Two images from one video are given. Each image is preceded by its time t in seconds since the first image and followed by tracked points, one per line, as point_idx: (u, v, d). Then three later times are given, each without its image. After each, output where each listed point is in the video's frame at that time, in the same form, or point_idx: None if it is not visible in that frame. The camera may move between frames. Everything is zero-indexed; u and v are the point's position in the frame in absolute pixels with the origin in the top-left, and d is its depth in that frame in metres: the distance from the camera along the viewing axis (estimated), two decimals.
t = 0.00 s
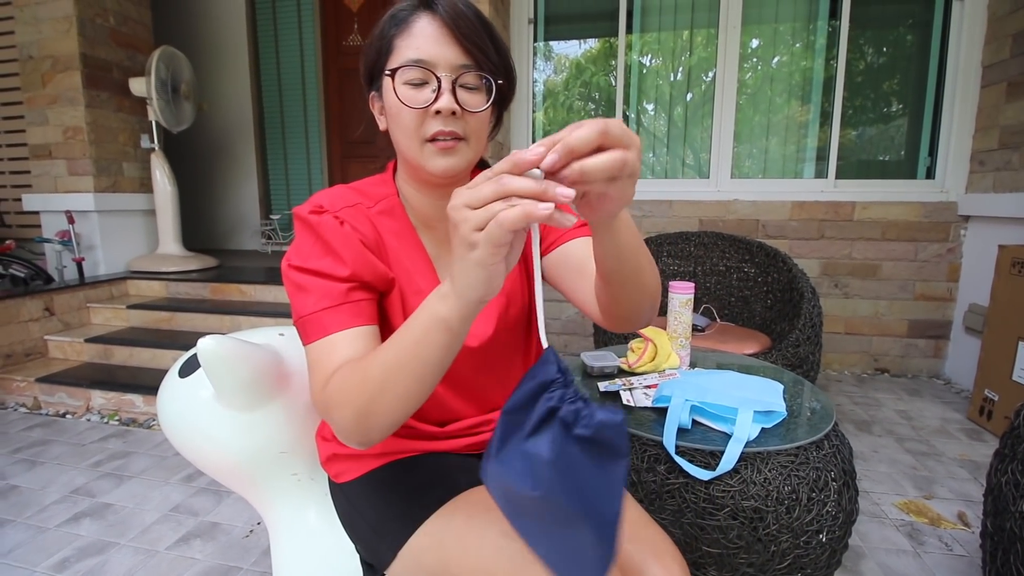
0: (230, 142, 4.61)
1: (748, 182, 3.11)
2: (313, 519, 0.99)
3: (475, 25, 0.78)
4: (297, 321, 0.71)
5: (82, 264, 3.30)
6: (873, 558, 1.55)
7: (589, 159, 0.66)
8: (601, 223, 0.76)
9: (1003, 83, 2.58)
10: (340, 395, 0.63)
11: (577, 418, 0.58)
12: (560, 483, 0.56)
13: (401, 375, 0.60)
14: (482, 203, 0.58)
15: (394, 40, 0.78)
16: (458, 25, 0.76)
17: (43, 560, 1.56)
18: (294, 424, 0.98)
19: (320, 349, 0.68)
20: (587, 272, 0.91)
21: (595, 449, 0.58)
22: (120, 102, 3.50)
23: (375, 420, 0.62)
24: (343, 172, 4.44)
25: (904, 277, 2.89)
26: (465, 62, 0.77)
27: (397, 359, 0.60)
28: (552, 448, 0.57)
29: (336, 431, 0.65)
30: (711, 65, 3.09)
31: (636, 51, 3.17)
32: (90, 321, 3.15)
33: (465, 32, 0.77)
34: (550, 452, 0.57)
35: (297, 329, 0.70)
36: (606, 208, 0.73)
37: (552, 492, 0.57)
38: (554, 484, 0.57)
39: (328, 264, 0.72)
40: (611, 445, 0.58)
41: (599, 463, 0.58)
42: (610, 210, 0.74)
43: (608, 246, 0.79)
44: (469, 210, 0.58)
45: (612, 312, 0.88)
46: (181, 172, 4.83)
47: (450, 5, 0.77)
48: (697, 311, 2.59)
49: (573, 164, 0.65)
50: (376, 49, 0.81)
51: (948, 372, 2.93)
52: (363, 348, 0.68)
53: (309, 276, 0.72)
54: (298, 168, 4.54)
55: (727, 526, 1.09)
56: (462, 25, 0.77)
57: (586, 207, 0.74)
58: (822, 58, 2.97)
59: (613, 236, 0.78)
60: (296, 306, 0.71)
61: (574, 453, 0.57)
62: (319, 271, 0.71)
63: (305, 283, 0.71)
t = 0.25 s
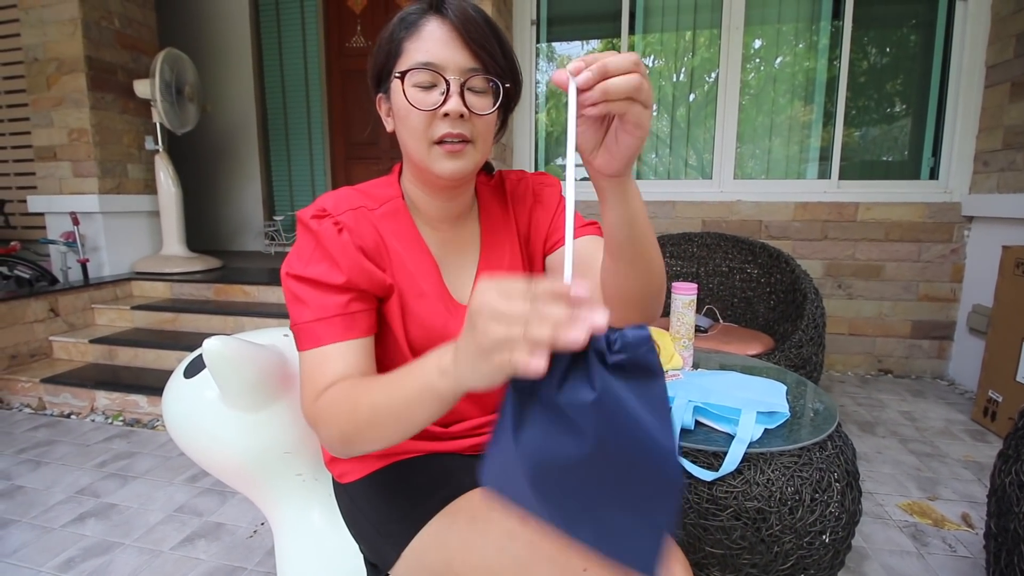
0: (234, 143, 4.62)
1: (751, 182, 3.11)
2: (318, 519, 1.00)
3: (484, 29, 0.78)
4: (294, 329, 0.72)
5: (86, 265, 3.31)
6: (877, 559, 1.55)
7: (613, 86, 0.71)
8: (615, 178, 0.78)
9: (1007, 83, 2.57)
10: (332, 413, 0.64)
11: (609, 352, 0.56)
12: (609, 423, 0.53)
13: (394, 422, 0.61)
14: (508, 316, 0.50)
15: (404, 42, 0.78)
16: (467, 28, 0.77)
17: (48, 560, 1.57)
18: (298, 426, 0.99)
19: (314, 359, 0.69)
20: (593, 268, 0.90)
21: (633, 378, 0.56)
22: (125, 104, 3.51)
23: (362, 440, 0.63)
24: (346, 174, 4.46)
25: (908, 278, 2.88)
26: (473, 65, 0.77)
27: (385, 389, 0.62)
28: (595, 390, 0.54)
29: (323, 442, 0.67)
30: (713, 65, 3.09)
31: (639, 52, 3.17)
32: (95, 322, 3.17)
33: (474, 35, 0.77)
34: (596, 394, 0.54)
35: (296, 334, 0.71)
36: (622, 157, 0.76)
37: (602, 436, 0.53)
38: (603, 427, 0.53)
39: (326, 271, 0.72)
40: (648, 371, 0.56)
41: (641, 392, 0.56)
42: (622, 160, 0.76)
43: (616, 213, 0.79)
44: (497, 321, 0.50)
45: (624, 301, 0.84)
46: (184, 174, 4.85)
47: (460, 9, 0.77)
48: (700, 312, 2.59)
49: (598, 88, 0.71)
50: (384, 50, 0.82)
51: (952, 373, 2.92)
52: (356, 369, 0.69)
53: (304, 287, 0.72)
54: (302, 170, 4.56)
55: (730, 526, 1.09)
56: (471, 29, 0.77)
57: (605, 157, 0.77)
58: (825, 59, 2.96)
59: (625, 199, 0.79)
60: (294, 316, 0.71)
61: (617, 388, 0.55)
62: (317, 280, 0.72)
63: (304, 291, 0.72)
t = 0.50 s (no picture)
0: (235, 145, 4.63)
1: (752, 182, 3.11)
2: (320, 519, 1.00)
3: (482, 29, 0.79)
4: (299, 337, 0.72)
5: (88, 267, 3.32)
6: (879, 558, 1.55)
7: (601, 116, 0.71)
8: (609, 200, 0.77)
9: (1007, 82, 2.57)
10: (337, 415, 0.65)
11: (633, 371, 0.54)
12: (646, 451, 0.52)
13: (404, 431, 0.62)
14: (523, 342, 0.51)
15: (402, 43, 0.79)
16: (464, 28, 0.77)
17: (52, 562, 1.58)
18: (300, 426, 1.00)
19: (322, 365, 0.70)
20: (595, 271, 0.90)
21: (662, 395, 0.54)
22: (126, 106, 3.52)
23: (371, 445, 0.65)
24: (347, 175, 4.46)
25: (909, 277, 2.88)
26: (471, 65, 0.77)
27: (398, 395, 0.62)
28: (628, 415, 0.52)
29: (335, 447, 0.68)
30: (714, 65, 3.09)
31: (639, 52, 3.18)
32: (97, 324, 3.17)
33: (473, 35, 0.78)
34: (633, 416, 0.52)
35: (301, 341, 0.72)
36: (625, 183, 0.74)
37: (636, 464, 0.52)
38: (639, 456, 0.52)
39: (328, 277, 0.73)
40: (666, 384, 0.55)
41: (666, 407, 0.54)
42: (618, 182, 0.75)
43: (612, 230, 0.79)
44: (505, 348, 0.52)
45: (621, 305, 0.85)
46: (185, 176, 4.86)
47: (458, 9, 0.78)
48: (701, 312, 2.59)
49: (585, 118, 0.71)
50: (383, 52, 0.82)
51: (953, 372, 2.92)
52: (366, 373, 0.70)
53: (308, 292, 0.73)
54: (302, 171, 4.56)
55: (732, 525, 1.09)
56: (469, 28, 0.77)
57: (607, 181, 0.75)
58: (825, 58, 2.97)
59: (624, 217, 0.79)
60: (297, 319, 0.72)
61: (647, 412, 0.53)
62: (320, 286, 0.72)
63: (307, 299, 0.72)
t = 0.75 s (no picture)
0: (235, 147, 4.64)
1: (752, 181, 3.11)
2: (321, 520, 1.00)
3: (485, 22, 0.80)
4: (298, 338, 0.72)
5: (89, 269, 3.33)
6: (880, 558, 1.55)
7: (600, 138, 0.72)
8: (608, 213, 0.77)
9: (1007, 80, 2.57)
10: (333, 412, 0.65)
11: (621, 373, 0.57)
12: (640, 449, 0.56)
13: (394, 412, 0.61)
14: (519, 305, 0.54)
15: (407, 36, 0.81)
16: (467, 20, 0.79)
17: (53, 564, 1.58)
18: (301, 427, 1.00)
19: (319, 365, 0.70)
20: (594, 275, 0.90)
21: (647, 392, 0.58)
22: (126, 108, 3.53)
23: (364, 441, 0.64)
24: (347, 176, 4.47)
25: (909, 276, 2.88)
26: (472, 54, 0.78)
27: (388, 378, 0.62)
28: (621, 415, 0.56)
29: (330, 447, 0.68)
30: (714, 65, 3.10)
31: (639, 52, 3.18)
32: (98, 326, 3.18)
33: (475, 26, 0.79)
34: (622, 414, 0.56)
35: (299, 341, 0.72)
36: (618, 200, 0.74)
37: (631, 460, 0.56)
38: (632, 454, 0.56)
39: (328, 278, 0.73)
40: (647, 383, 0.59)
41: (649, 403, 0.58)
42: (615, 197, 0.75)
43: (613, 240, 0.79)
44: (497, 305, 0.54)
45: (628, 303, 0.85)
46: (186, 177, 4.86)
47: (461, 4, 0.80)
48: (702, 311, 2.59)
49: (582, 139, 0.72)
50: (390, 48, 0.85)
51: (954, 371, 2.92)
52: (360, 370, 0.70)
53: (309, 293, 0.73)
54: (303, 172, 4.57)
55: (732, 525, 1.09)
56: (471, 20, 0.79)
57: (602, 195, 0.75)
58: (825, 57, 2.96)
59: (621, 232, 0.79)
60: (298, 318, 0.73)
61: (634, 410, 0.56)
62: (319, 287, 0.72)
63: (305, 298, 0.73)
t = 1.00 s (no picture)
0: (236, 148, 4.64)
1: (753, 181, 3.10)
2: (322, 521, 1.00)
3: (504, 30, 0.80)
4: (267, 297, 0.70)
5: (91, 270, 3.33)
6: (883, 559, 1.54)
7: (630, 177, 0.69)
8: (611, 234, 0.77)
9: (1009, 79, 2.56)
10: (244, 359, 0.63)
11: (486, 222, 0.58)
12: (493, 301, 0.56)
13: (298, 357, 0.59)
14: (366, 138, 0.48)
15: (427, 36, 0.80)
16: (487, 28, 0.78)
17: (55, 564, 1.58)
18: (301, 428, 0.99)
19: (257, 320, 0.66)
20: (585, 308, 0.95)
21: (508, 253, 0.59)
22: (128, 109, 3.53)
23: (270, 397, 0.62)
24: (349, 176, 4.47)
25: (911, 276, 2.87)
26: (490, 61, 0.73)
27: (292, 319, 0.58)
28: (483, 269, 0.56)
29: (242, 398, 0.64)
30: (714, 65, 3.09)
31: (640, 52, 3.18)
32: (100, 327, 3.18)
33: (495, 35, 0.78)
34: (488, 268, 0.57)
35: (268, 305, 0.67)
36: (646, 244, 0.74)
37: (473, 315, 0.56)
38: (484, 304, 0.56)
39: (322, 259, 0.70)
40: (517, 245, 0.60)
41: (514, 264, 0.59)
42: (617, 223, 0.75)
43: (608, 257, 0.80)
44: (332, 146, 0.48)
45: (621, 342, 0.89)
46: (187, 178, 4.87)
47: (484, 11, 0.79)
48: (703, 312, 2.59)
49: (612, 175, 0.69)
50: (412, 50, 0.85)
51: (957, 371, 2.91)
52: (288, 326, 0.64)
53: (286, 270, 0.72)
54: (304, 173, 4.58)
55: (734, 526, 1.09)
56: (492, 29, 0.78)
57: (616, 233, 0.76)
58: (826, 57, 2.96)
59: (629, 254, 0.78)
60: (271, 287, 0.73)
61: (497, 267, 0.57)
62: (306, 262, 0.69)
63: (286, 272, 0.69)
